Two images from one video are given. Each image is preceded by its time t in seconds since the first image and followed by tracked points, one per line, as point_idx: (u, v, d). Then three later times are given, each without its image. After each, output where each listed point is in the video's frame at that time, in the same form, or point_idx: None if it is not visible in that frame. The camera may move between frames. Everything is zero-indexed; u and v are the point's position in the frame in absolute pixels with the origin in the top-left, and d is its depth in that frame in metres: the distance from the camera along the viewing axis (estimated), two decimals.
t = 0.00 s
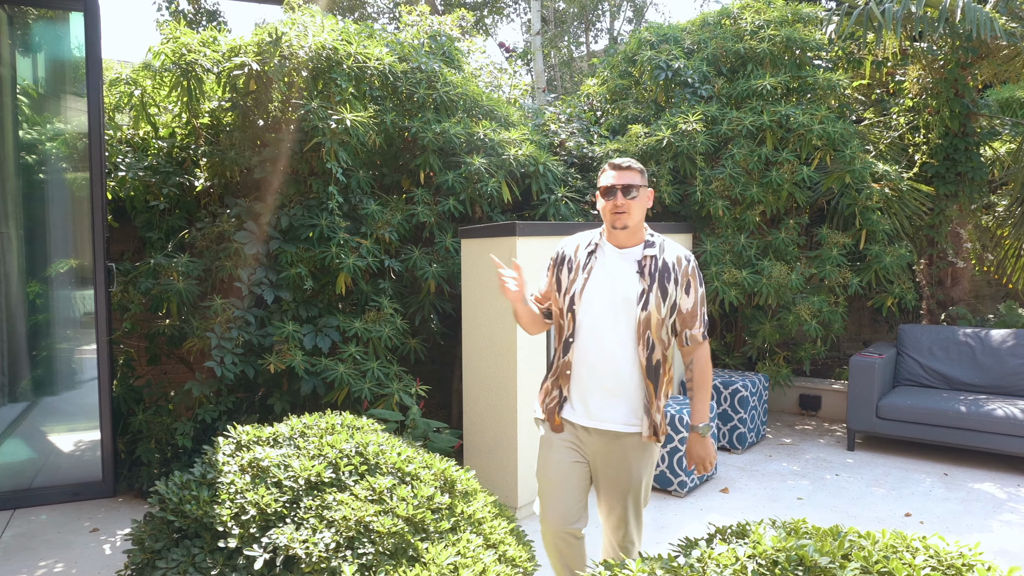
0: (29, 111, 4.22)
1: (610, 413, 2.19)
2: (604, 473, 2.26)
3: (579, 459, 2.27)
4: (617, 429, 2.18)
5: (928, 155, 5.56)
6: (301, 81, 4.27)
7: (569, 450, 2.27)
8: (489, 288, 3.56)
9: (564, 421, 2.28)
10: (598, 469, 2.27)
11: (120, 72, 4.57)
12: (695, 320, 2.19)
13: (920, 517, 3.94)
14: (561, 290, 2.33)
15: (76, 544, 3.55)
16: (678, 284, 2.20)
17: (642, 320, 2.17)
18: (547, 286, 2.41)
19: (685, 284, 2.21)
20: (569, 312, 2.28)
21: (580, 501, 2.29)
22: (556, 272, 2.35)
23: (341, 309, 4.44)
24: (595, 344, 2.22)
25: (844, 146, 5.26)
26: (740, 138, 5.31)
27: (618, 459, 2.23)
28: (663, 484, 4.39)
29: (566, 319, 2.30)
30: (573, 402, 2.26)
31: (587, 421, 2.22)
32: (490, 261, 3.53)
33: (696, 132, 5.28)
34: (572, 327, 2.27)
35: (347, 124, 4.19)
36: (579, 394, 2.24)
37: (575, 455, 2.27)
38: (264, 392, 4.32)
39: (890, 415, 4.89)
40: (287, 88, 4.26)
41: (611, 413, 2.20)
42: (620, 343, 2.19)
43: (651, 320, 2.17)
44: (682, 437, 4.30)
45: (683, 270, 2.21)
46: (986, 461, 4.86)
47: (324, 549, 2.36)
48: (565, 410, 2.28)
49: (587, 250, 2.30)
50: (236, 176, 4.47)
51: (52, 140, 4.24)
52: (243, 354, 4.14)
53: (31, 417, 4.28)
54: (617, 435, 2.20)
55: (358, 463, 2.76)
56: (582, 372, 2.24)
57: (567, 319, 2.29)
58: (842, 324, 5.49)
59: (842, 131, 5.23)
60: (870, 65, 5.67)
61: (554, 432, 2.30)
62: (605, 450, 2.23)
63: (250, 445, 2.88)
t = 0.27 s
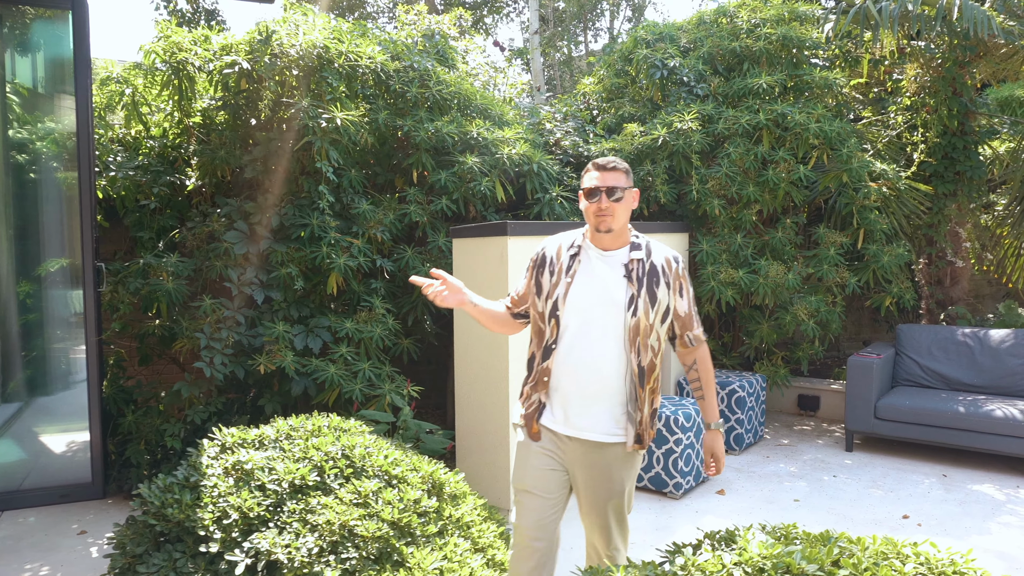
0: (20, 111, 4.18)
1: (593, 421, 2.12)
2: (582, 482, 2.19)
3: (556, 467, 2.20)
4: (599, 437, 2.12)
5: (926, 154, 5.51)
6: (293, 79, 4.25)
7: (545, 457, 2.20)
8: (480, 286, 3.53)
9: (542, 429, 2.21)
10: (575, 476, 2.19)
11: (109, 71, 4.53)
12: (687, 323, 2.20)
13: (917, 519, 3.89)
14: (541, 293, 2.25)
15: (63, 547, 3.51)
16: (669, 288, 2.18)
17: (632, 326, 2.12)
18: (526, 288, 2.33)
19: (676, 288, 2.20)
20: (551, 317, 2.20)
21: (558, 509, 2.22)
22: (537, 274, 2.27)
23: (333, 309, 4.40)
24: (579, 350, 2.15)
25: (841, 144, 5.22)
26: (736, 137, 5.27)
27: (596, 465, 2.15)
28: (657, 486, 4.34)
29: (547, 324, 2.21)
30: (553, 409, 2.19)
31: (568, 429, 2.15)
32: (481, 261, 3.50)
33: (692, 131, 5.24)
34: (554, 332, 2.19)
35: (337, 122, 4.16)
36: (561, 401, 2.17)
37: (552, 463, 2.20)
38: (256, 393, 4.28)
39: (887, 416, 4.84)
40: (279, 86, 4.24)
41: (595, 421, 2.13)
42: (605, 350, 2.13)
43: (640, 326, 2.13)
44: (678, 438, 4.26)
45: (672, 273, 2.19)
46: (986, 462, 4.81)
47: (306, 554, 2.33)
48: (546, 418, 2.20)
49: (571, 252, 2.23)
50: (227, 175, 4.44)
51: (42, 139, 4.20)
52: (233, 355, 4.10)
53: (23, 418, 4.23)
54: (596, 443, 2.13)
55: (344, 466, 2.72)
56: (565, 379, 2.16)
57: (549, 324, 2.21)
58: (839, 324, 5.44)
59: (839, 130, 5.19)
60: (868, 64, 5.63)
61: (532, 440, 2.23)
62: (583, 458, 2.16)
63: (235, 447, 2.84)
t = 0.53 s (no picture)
0: (14, 110, 4.13)
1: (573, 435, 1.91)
2: (561, 502, 1.98)
3: (531, 487, 1.97)
4: (580, 453, 1.90)
5: (928, 153, 5.45)
6: (285, 78, 4.22)
7: (518, 478, 1.97)
8: (473, 286, 3.49)
9: (518, 451, 1.97)
10: (552, 495, 1.97)
11: (101, 70, 4.49)
12: (661, 329, 1.97)
13: (919, 523, 3.83)
14: (507, 305, 2.03)
15: (52, 551, 3.47)
16: (640, 294, 1.95)
17: (605, 335, 1.90)
18: (490, 300, 2.10)
19: (644, 291, 1.97)
20: (518, 330, 1.97)
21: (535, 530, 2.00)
22: (500, 284, 2.04)
23: (327, 310, 4.36)
24: (550, 365, 1.92)
25: (842, 143, 5.16)
26: (735, 136, 5.22)
27: (576, 481, 1.94)
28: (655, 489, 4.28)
29: (514, 338, 1.99)
30: (529, 428, 1.95)
31: (544, 447, 1.92)
32: (474, 261, 3.46)
33: (690, 130, 5.19)
34: (523, 344, 1.96)
35: (330, 122, 4.12)
36: (535, 418, 1.94)
37: (527, 485, 1.97)
38: (249, 394, 4.24)
39: (889, 418, 4.78)
40: (271, 85, 4.23)
41: (574, 437, 1.91)
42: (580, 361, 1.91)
43: (614, 333, 1.91)
44: (676, 441, 4.20)
45: (642, 277, 1.97)
46: (990, 464, 4.74)
47: (289, 561, 2.28)
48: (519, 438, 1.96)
49: (534, 260, 1.99)
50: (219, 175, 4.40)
51: (36, 139, 4.14)
52: (226, 356, 4.06)
53: (19, 418, 4.21)
54: (576, 459, 1.91)
55: (331, 469, 2.67)
56: (537, 395, 1.93)
57: (517, 337, 1.98)
58: (840, 325, 5.37)
59: (839, 129, 5.13)
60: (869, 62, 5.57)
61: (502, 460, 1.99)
62: (560, 478, 1.94)
63: (221, 451, 2.79)
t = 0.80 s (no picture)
0: (24, 111, 4.11)
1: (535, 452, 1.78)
2: (530, 527, 1.84)
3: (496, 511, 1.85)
4: (539, 472, 1.77)
5: (946, 152, 5.36)
6: (292, 78, 4.22)
7: (482, 502, 1.85)
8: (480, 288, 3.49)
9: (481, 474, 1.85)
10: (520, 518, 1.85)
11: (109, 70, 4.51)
12: (614, 330, 1.78)
13: (934, 531, 3.74)
14: (456, 320, 1.90)
15: (57, 552, 3.47)
16: (587, 293, 1.79)
17: (554, 343, 1.77)
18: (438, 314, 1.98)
19: (594, 292, 1.80)
20: (467, 346, 1.85)
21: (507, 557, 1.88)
22: (445, 298, 1.92)
23: (334, 311, 4.33)
24: (501, 380, 1.80)
25: (857, 142, 5.06)
26: (747, 135, 5.15)
27: (542, 504, 1.80)
28: (664, 494, 4.22)
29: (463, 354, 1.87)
30: (489, 450, 1.83)
31: (502, 467, 1.80)
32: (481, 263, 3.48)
33: (701, 129, 5.13)
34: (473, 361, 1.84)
35: (335, 121, 4.09)
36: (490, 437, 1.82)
37: (492, 509, 1.85)
38: (256, 395, 4.23)
39: (904, 422, 4.69)
40: (277, 85, 4.22)
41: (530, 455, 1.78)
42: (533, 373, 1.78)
43: (565, 340, 1.77)
44: (686, 444, 4.13)
45: (591, 276, 1.80)
46: (1009, 471, 4.63)
47: (287, 567, 2.26)
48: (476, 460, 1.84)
49: (478, 269, 1.87)
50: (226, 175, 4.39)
51: (45, 139, 4.12)
52: (232, 358, 4.05)
53: (31, 418, 4.18)
54: (538, 479, 1.78)
55: (331, 474, 2.66)
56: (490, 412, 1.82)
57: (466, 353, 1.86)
58: (855, 327, 5.27)
59: (854, 127, 5.04)
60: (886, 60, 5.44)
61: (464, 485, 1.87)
62: (527, 500, 1.81)
63: (222, 454, 2.77)
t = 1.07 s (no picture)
0: (55, 112, 4.09)
1: (505, 465, 1.76)
2: (522, 542, 1.80)
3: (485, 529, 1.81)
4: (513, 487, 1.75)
5: (985, 150, 5.21)
6: (315, 77, 4.25)
7: (470, 522, 1.81)
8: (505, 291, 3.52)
9: (459, 491, 1.81)
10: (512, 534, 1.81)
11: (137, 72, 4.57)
12: (578, 330, 1.73)
13: (971, 543, 3.61)
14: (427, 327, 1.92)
15: (82, 550, 3.49)
16: (550, 293, 1.74)
17: (517, 348, 1.75)
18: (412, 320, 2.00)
19: (559, 288, 1.75)
20: (435, 354, 1.86)
21: None
22: (416, 306, 1.93)
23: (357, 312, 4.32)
24: (469, 388, 1.81)
25: (891, 140, 4.93)
26: (776, 133, 5.08)
27: (531, 518, 1.76)
28: (690, 500, 4.13)
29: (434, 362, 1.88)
30: (461, 464, 1.81)
31: (478, 482, 1.78)
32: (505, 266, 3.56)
33: (729, 127, 5.10)
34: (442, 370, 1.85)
35: (359, 121, 4.09)
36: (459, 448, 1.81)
37: (480, 528, 1.81)
38: (279, 396, 4.24)
39: (940, 430, 4.54)
40: (302, 85, 4.24)
41: (499, 467, 1.77)
42: (499, 379, 1.78)
43: (530, 345, 1.75)
44: (713, 450, 4.04)
45: (555, 274, 1.76)
46: None
47: (305, 570, 2.22)
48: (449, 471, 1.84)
49: (445, 274, 1.87)
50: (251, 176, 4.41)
51: (75, 141, 4.10)
52: (255, 358, 4.06)
53: (62, 414, 4.18)
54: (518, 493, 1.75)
55: (351, 477, 2.64)
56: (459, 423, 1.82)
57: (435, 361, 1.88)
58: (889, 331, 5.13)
59: (888, 125, 4.91)
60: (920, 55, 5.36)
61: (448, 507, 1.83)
62: (514, 514, 1.77)
63: (242, 456, 2.76)
